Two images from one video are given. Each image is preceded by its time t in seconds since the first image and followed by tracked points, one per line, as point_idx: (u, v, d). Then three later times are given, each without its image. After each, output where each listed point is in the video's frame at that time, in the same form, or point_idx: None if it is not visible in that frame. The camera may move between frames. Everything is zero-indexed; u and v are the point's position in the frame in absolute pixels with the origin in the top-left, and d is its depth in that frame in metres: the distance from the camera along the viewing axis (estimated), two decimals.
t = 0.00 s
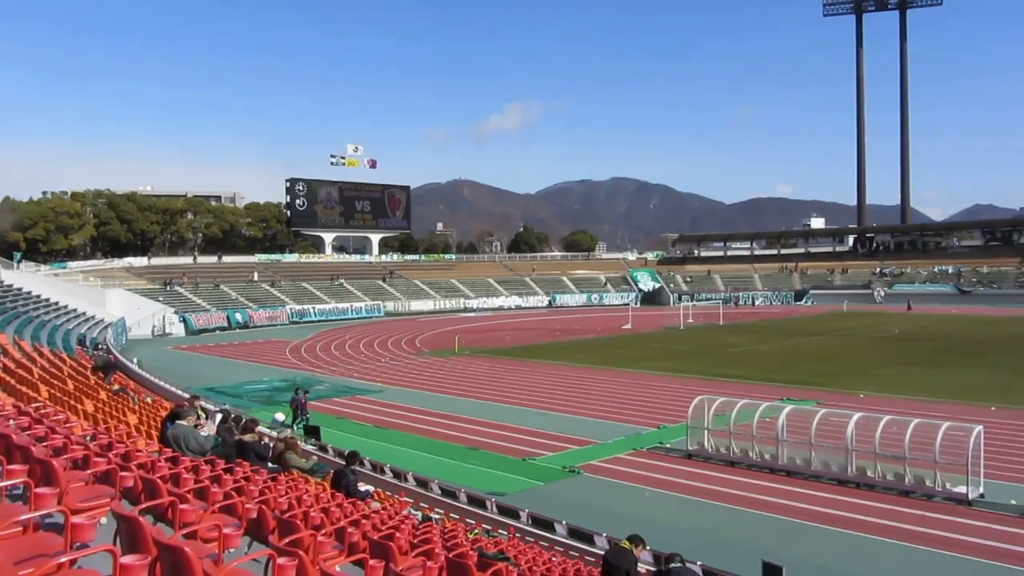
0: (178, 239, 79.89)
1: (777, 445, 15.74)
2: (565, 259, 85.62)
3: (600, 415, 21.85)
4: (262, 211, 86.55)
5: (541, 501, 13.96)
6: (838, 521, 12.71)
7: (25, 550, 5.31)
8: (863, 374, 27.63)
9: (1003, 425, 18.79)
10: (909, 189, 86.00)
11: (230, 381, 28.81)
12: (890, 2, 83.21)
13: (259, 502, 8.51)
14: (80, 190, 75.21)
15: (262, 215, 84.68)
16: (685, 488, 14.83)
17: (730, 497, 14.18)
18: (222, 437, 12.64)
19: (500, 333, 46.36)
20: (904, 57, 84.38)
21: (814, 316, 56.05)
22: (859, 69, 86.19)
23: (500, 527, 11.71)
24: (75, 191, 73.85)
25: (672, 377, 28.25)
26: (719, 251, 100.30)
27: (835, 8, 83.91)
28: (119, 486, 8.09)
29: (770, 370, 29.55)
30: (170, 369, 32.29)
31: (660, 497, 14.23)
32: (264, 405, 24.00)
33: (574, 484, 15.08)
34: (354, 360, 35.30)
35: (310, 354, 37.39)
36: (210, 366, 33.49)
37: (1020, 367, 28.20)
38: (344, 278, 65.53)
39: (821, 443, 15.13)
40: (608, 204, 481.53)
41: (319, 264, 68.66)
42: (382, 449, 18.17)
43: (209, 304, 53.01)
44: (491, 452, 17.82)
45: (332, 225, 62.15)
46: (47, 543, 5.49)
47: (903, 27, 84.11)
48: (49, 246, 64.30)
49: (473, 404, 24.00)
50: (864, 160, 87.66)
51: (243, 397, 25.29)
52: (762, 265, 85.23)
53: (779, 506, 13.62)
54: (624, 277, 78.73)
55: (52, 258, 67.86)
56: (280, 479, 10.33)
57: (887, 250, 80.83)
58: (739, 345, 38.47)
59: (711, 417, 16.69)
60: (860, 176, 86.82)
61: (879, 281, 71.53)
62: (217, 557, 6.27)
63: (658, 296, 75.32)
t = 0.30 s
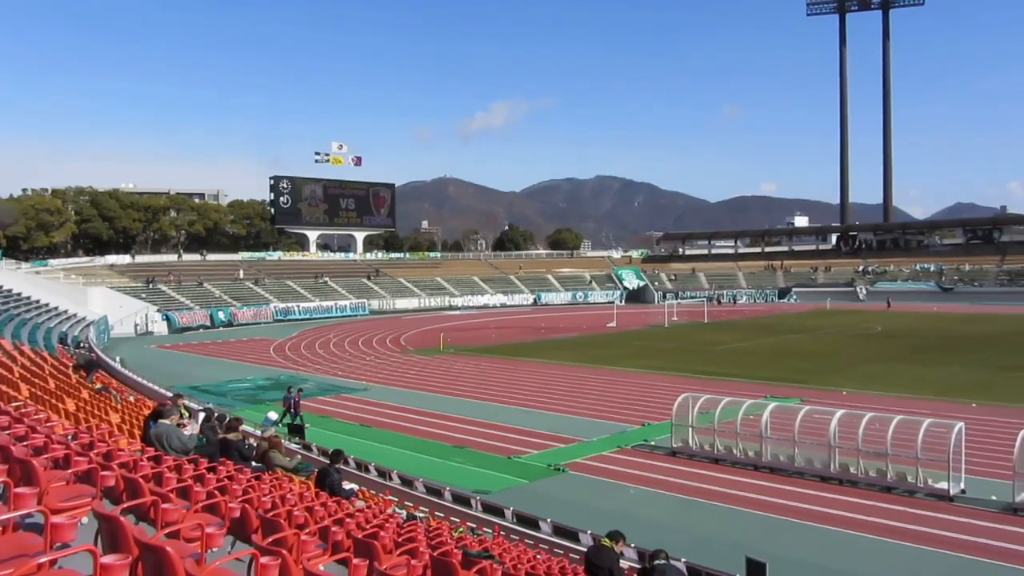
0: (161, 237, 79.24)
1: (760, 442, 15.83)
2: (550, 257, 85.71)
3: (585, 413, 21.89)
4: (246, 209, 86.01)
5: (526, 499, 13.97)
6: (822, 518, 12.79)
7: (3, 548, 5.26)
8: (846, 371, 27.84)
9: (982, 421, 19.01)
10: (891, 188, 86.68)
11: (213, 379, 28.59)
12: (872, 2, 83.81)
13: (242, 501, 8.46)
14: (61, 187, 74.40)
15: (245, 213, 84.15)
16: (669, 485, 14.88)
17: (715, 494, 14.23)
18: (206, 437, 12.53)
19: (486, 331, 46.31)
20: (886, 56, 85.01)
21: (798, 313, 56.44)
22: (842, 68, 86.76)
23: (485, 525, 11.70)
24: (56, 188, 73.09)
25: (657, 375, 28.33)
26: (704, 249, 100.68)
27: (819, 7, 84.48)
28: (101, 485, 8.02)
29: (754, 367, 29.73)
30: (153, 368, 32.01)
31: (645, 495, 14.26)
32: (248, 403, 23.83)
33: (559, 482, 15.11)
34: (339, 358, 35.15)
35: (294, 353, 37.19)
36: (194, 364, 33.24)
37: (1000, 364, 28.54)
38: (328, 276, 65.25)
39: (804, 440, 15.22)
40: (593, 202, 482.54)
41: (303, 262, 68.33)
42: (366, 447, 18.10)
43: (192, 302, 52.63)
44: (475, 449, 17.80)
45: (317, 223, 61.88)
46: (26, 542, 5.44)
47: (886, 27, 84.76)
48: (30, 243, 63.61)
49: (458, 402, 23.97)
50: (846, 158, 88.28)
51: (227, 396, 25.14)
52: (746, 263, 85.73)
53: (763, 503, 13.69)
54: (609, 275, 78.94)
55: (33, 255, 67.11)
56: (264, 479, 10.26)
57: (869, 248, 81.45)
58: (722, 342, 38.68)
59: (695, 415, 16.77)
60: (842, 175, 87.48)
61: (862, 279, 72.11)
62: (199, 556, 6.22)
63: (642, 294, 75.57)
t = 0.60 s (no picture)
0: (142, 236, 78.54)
1: (744, 438, 15.92)
2: (535, 254, 85.72)
3: (570, 410, 21.93)
4: (228, 208, 85.39)
5: (511, 497, 13.97)
6: (804, 513, 12.87)
7: None
8: (829, 367, 28.07)
9: (962, 416, 19.20)
10: (873, 185, 87.34)
11: (196, 379, 28.39)
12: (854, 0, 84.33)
13: (226, 501, 8.39)
14: (41, 186, 73.55)
15: (227, 212, 83.57)
16: (654, 482, 14.93)
17: (700, 491, 14.29)
18: (189, 437, 12.42)
19: (470, 329, 46.24)
20: (868, 54, 85.59)
21: (781, 310, 56.81)
22: (824, 67, 87.28)
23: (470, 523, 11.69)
24: (36, 187, 72.27)
25: (641, 372, 28.43)
26: (687, 246, 101.07)
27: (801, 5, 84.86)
28: (82, 486, 7.92)
29: (737, 363, 29.92)
30: (135, 368, 31.73)
31: (629, 491, 14.31)
32: (231, 403, 23.69)
33: (544, 479, 15.13)
34: (322, 357, 34.98)
35: (277, 352, 36.97)
36: (176, 364, 32.99)
37: (981, 359, 28.82)
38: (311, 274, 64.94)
39: (787, 436, 15.32)
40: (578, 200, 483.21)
41: (287, 261, 67.96)
42: (351, 446, 18.03)
43: (174, 302, 52.23)
44: (460, 448, 17.77)
45: (300, 221, 61.57)
46: (6, 545, 5.36)
47: (867, 24, 85.28)
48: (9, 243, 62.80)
49: (443, 400, 23.93)
50: (829, 156, 88.84)
51: (210, 395, 24.98)
52: (729, 260, 86.17)
53: (748, 499, 13.75)
54: (593, 273, 79.10)
55: (12, 255, 66.30)
56: (247, 478, 10.18)
57: (852, 245, 82.00)
58: (706, 339, 38.84)
59: (679, 412, 16.80)
60: (825, 172, 88.05)
61: (844, 276, 72.68)
62: (181, 556, 6.17)
63: (627, 292, 75.74)
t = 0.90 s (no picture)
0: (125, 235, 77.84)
1: (729, 435, 15.98)
2: (521, 253, 85.74)
3: (556, 408, 21.95)
4: (212, 206, 84.75)
5: (498, 495, 13.95)
6: (790, 510, 12.93)
7: None
8: (813, 364, 28.25)
9: (945, 412, 19.36)
10: (856, 183, 87.95)
11: (181, 378, 28.17)
12: None
13: (210, 501, 8.33)
14: (22, 185, 72.72)
15: (211, 210, 82.96)
16: (640, 479, 14.95)
17: (686, 488, 14.33)
18: (174, 436, 12.33)
19: (456, 328, 46.18)
20: (851, 53, 86.13)
21: (766, 307, 57.11)
22: (808, 65, 87.77)
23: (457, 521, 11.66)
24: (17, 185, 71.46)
25: (628, 370, 28.49)
26: (673, 243, 101.35)
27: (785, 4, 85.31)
28: (64, 487, 7.84)
29: (723, 361, 30.07)
30: (118, 367, 31.43)
31: (616, 489, 14.32)
32: (216, 402, 23.52)
33: (530, 477, 15.12)
34: (308, 356, 34.79)
35: (262, 351, 36.74)
36: (160, 363, 32.73)
37: (963, 356, 29.08)
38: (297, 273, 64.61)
39: (772, 433, 15.39)
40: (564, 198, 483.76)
41: (272, 259, 67.56)
42: (337, 445, 17.94)
43: (159, 301, 51.80)
44: (446, 446, 17.73)
45: (285, 220, 61.24)
46: None
47: (851, 23, 85.83)
48: None
49: (430, 398, 23.87)
50: (813, 154, 89.35)
51: (195, 395, 24.79)
52: (714, 258, 86.54)
53: (734, 496, 13.80)
54: (579, 271, 79.20)
55: None
56: (232, 478, 10.10)
57: (836, 243, 82.56)
58: (691, 337, 38.97)
59: (665, 409, 16.85)
60: (809, 170, 88.57)
61: (828, 274, 73.20)
62: (165, 556, 6.11)
63: (613, 290, 75.85)
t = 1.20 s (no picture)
0: (109, 234, 77.16)
1: (715, 432, 16.05)
2: (507, 251, 85.72)
3: (543, 406, 21.97)
4: (196, 205, 84.14)
5: (485, 493, 13.95)
6: (776, 506, 13.00)
7: None
8: (798, 361, 28.45)
9: (928, 408, 19.56)
10: (840, 181, 88.57)
11: (166, 378, 27.97)
12: None
13: (195, 501, 8.28)
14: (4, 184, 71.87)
15: (196, 209, 82.38)
16: (626, 477, 15.00)
17: (672, 485, 14.38)
18: (157, 437, 12.22)
19: (443, 326, 46.08)
20: (835, 51, 86.67)
21: (751, 305, 57.42)
22: (792, 63, 88.25)
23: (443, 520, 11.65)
24: None
25: (614, 368, 28.56)
26: (659, 242, 101.56)
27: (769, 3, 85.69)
28: (46, 488, 7.76)
29: (708, 358, 30.23)
30: (102, 367, 31.13)
31: (602, 487, 14.35)
32: (201, 402, 23.36)
33: (517, 475, 15.12)
34: (294, 356, 34.61)
35: (247, 350, 36.52)
36: (144, 363, 32.48)
37: (946, 352, 29.33)
38: (282, 272, 64.26)
39: (758, 430, 15.45)
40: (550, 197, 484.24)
41: (257, 258, 67.15)
42: (323, 444, 17.87)
43: (143, 300, 51.40)
44: (432, 445, 17.71)
45: (271, 219, 60.92)
46: None
47: (834, 22, 86.34)
48: None
49: (416, 397, 23.81)
50: (797, 152, 89.85)
51: (179, 395, 24.61)
52: (700, 256, 86.87)
53: (720, 492, 13.86)
54: (565, 269, 79.30)
55: None
56: (217, 478, 10.03)
57: (820, 240, 83.06)
58: (677, 334, 39.08)
59: (651, 407, 16.92)
60: (794, 168, 89.02)
61: (812, 271, 73.69)
62: (148, 558, 6.07)
63: (598, 288, 75.99)
